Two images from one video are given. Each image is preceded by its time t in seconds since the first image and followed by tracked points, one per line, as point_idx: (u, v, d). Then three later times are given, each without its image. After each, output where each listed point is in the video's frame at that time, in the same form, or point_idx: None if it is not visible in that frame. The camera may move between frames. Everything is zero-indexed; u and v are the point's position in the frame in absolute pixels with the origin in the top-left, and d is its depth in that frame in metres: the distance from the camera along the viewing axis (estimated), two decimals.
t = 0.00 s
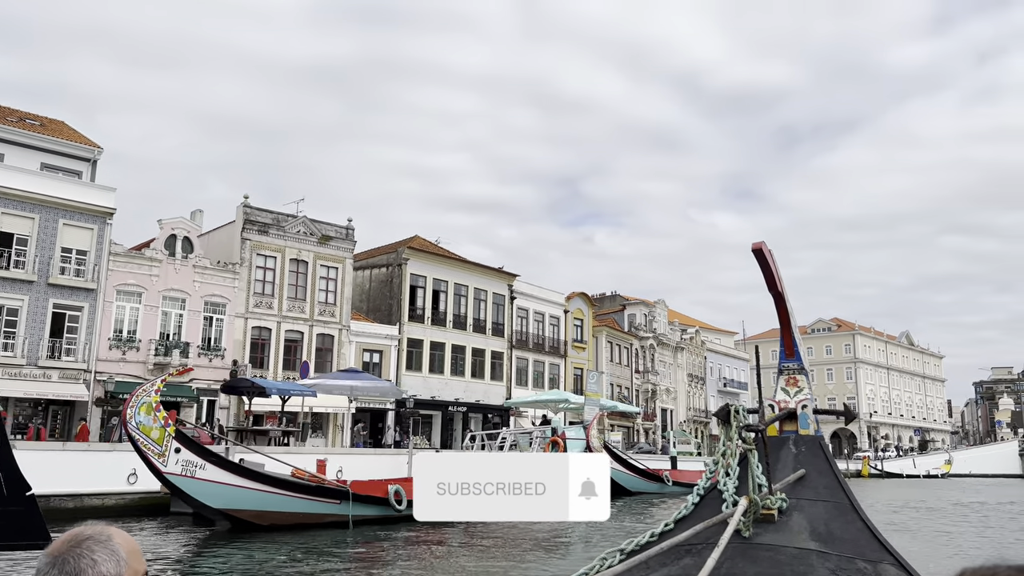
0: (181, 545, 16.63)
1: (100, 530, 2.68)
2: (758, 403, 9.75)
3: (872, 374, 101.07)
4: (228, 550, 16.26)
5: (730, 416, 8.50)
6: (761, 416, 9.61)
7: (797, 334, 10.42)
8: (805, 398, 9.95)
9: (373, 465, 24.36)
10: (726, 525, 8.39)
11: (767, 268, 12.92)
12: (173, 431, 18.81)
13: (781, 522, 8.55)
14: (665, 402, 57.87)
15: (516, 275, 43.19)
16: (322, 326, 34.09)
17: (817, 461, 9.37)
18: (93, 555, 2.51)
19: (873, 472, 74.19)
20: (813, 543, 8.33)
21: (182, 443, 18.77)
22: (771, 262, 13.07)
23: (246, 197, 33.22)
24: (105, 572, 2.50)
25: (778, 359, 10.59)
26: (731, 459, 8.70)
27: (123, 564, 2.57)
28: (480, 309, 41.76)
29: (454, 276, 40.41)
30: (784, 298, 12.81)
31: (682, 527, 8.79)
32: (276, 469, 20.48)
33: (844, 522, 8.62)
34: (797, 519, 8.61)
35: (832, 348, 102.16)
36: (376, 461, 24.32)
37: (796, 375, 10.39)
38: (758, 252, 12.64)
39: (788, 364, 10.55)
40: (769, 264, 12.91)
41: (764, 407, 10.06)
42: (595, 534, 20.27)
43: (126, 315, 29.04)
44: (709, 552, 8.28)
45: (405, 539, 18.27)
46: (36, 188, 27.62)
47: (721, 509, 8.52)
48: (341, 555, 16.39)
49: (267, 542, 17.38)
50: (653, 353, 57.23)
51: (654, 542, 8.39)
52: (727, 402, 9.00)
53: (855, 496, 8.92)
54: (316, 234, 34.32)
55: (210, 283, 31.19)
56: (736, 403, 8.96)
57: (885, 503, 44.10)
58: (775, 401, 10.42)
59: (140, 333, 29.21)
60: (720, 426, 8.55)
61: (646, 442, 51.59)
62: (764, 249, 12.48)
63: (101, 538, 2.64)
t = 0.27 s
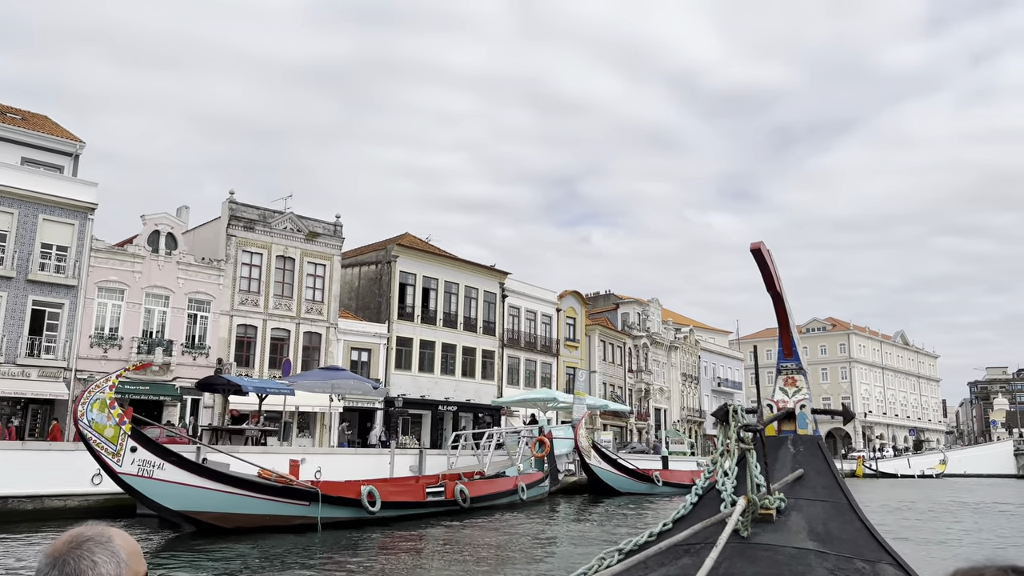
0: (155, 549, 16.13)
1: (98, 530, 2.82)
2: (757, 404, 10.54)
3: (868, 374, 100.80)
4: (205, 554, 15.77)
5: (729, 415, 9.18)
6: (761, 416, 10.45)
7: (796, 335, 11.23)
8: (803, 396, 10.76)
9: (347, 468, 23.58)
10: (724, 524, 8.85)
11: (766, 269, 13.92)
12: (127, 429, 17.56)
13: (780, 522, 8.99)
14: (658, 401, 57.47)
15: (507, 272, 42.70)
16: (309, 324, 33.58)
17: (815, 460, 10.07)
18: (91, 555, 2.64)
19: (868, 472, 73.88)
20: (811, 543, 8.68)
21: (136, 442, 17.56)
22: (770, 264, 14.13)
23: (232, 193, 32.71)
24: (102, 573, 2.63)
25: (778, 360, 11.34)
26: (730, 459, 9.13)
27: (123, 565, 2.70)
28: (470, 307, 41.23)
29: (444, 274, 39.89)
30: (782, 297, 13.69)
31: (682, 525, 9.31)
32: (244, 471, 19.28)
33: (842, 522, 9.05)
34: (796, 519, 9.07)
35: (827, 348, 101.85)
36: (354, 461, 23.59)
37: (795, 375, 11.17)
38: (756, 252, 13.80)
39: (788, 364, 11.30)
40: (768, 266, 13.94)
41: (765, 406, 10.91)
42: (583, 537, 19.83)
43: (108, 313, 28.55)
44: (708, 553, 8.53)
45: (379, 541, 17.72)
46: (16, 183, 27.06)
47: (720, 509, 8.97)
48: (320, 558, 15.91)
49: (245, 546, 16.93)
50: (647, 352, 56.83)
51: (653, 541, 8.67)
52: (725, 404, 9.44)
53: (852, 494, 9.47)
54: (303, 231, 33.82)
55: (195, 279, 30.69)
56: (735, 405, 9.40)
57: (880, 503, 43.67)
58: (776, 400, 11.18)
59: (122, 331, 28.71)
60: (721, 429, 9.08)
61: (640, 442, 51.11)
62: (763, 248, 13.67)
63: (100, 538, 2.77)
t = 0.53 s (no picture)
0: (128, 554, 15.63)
1: (94, 528, 2.88)
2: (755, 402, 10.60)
3: (863, 373, 100.55)
4: (179, 558, 15.27)
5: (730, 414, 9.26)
6: (759, 415, 10.56)
7: (796, 334, 11.23)
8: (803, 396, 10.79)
9: (326, 469, 22.91)
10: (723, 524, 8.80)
11: (766, 270, 13.92)
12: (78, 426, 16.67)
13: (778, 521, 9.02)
14: (652, 400, 57.07)
15: (499, 270, 42.19)
16: (296, 322, 33.06)
17: (814, 460, 10.16)
18: (86, 555, 2.70)
19: (863, 471, 73.60)
20: (810, 541, 8.75)
21: (87, 439, 16.67)
22: (768, 265, 14.18)
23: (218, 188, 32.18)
24: (99, 571, 2.68)
25: (777, 359, 11.36)
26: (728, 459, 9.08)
27: (119, 564, 2.76)
28: (461, 305, 40.70)
29: (435, 272, 39.39)
30: (780, 297, 13.65)
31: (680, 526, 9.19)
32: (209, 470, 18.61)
33: (841, 521, 9.12)
34: (796, 518, 9.12)
35: (823, 347, 101.57)
36: (335, 460, 23.08)
37: (794, 374, 11.16)
38: (756, 252, 13.79)
39: (787, 364, 11.32)
40: (767, 266, 13.95)
41: (764, 406, 10.89)
42: (569, 539, 19.38)
43: (90, 310, 28.02)
44: (706, 552, 8.55)
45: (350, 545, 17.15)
46: None
47: (718, 507, 8.92)
48: (298, 562, 15.43)
49: (220, 549, 16.45)
50: (641, 351, 56.43)
51: (652, 539, 8.69)
52: (724, 402, 9.29)
53: (851, 494, 9.52)
54: (291, 227, 33.31)
55: (179, 276, 30.15)
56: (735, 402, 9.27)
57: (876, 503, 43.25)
58: (775, 399, 11.22)
59: (105, 328, 28.18)
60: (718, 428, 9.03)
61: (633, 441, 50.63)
62: (762, 250, 13.43)
63: (96, 537, 2.82)
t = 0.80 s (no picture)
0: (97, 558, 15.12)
1: (89, 527, 2.81)
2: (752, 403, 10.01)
3: (859, 373, 100.30)
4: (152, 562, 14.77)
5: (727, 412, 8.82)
6: (757, 415, 10.07)
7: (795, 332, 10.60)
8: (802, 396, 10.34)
9: (303, 471, 22.32)
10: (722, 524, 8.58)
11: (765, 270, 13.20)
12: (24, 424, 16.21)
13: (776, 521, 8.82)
14: (646, 399, 56.68)
15: (491, 268, 41.65)
16: (283, 320, 32.54)
17: (812, 460, 9.76)
18: (88, 554, 2.63)
19: (858, 471, 73.30)
20: (809, 542, 8.56)
21: (33, 437, 16.21)
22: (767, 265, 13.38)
23: (204, 183, 31.66)
24: (98, 570, 2.62)
25: (776, 358, 10.74)
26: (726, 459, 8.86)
27: (118, 564, 2.70)
28: (453, 303, 40.15)
29: (425, 269, 38.81)
30: (778, 299, 12.96)
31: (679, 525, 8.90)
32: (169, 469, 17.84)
33: (839, 521, 8.90)
34: (794, 517, 8.87)
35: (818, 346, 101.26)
36: (314, 460, 22.50)
37: (792, 374, 10.62)
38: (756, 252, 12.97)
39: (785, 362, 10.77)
40: (767, 266, 13.19)
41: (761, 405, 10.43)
42: (556, 540, 18.91)
43: (71, 307, 27.50)
44: (705, 551, 8.42)
45: (325, 548, 16.63)
46: None
47: (716, 506, 8.72)
48: (275, 565, 14.93)
49: (196, 552, 15.96)
50: (635, 350, 56.01)
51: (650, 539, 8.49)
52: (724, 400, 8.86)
53: (850, 495, 9.20)
54: (278, 223, 32.81)
55: (164, 273, 29.63)
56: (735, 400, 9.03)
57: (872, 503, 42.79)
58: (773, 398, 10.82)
59: (87, 326, 27.64)
60: (716, 425, 8.72)
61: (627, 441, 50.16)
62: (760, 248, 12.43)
63: (97, 537, 2.75)
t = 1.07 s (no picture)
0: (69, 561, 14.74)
1: (87, 527, 2.74)
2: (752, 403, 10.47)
3: (855, 372, 100.04)
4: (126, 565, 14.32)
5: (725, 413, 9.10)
6: (757, 416, 10.39)
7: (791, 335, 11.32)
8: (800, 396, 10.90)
9: (279, 471, 21.69)
10: (721, 523, 8.74)
11: (762, 267, 14.03)
12: None
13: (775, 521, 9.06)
14: (641, 398, 56.26)
15: (483, 264, 41.10)
16: (271, 317, 32.04)
17: (811, 460, 10.11)
18: (95, 555, 2.57)
19: (854, 470, 72.95)
20: (807, 541, 8.80)
21: None
22: (765, 263, 14.21)
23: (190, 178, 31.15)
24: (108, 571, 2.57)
25: (774, 358, 11.39)
26: (724, 460, 9.02)
27: (124, 565, 2.66)
28: (445, 300, 39.62)
29: (416, 265, 38.21)
30: (776, 297, 13.76)
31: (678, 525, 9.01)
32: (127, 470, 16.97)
33: (838, 520, 9.16)
34: (793, 518, 9.10)
35: (814, 345, 100.91)
36: (291, 459, 21.92)
37: (790, 373, 11.22)
38: (754, 250, 13.84)
39: (784, 362, 11.34)
40: (764, 264, 14.04)
41: (761, 407, 10.93)
42: (544, 541, 18.53)
43: (53, 303, 26.96)
44: (703, 551, 8.63)
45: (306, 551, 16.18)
46: None
47: (715, 507, 8.86)
48: (252, 568, 14.49)
49: (175, 555, 15.57)
50: (630, 348, 55.60)
51: (651, 538, 8.72)
52: (722, 400, 9.11)
53: (848, 495, 9.49)
54: (265, 219, 32.30)
55: (148, 269, 29.12)
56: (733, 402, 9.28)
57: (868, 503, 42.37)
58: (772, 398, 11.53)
59: (68, 322, 27.12)
60: (715, 427, 8.93)
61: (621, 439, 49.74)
62: (759, 248, 13.51)
63: (104, 538, 2.70)
